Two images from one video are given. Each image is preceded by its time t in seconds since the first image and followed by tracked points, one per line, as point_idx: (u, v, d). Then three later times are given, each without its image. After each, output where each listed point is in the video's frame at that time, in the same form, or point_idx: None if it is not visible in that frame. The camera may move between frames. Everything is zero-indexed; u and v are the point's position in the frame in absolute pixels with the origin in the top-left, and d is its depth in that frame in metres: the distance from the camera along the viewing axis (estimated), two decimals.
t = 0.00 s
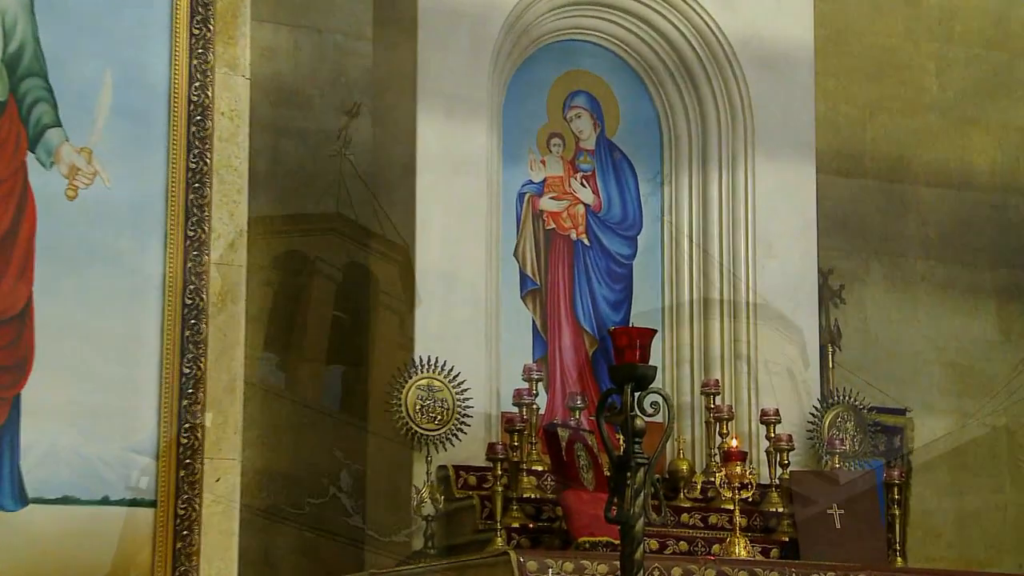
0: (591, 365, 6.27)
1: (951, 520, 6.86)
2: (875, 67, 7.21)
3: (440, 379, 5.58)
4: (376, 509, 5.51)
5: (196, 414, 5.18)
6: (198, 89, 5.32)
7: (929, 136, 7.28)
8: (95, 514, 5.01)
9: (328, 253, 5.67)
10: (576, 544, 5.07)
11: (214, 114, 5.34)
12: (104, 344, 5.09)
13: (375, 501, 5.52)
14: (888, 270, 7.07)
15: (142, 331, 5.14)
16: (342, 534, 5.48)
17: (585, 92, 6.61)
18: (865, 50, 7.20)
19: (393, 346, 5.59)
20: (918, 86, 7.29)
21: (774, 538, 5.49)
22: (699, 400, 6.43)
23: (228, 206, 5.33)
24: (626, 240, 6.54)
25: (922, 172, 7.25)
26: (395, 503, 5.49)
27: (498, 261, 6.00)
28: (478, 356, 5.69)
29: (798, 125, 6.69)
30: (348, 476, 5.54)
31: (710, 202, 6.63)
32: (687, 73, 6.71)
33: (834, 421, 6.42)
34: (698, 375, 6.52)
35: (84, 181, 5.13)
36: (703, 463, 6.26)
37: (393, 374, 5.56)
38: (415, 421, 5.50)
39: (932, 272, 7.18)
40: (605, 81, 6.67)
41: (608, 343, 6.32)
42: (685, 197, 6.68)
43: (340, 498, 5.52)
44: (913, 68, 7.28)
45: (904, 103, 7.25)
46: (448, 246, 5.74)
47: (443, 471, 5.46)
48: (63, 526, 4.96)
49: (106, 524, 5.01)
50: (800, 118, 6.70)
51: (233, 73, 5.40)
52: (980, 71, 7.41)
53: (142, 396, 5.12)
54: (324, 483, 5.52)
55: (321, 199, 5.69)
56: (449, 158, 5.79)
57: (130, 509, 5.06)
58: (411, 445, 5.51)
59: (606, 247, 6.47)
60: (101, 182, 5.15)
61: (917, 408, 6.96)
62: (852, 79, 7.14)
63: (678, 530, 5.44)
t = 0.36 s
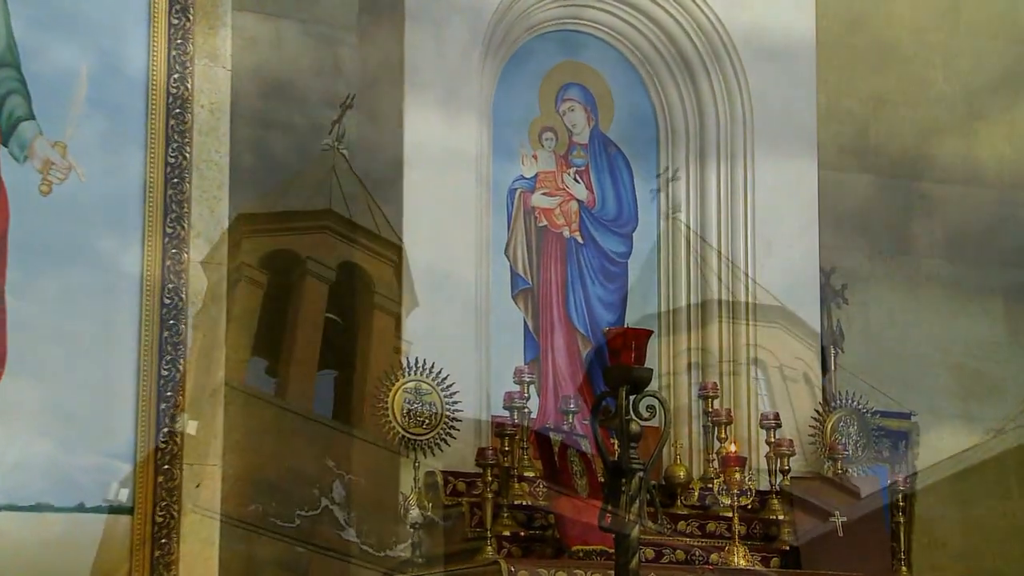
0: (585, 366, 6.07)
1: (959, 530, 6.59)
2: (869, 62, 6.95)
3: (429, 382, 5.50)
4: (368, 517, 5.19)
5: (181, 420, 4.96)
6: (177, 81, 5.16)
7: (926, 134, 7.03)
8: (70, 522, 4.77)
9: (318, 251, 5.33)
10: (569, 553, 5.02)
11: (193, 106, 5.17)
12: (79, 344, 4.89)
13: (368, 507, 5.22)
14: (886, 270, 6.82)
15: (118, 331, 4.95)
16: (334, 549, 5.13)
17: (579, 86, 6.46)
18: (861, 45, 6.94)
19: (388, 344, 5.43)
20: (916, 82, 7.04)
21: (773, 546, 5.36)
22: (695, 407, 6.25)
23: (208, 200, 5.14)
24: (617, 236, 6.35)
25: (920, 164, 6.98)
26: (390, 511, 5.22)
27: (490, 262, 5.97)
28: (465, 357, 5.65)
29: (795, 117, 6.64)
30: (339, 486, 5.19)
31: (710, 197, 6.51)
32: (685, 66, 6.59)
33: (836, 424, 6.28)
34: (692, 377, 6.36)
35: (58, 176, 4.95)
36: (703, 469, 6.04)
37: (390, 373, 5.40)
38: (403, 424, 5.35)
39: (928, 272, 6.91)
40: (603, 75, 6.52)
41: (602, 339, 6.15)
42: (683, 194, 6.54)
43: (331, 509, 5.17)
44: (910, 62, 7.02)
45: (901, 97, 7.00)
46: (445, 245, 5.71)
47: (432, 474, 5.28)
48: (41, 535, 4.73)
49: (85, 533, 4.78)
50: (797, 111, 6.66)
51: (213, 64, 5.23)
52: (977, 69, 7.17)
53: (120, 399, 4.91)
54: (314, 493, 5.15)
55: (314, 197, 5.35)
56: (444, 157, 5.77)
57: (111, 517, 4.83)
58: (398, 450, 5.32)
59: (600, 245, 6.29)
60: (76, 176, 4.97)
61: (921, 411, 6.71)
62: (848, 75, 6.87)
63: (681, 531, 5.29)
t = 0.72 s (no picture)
0: (579, 368, 5.86)
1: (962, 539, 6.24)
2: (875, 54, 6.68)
3: (418, 386, 5.31)
4: (358, 533, 5.00)
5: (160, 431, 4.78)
6: (157, 74, 4.98)
7: (936, 131, 6.73)
8: (42, 530, 4.61)
9: (307, 250, 5.14)
10: (565, 563, 5.40)
11: (173, 100, 4.99)
12: (55, 345, 4.73)
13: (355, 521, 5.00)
14: (891, 272, 6.50)
15: (95, 332, 4.77)
16: (321, 566, 4.92)
17: (573, 77, 6.28)
18: (866, 36, 6.68)
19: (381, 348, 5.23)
20: (926, 74, 6.75)
21: (775, 555, 5.82)
22: (695, 404, 6.04)
23: (189, 197, 4.96)
24: (616, 235, 6.19)
25: (928, 164, 6.69)
26: (377, 524, 5.03)
27: (480, 258, 5.74)
28: (456, 358, 5.45)
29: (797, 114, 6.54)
30: (328, 502, 4.97)
31: (708, 197, 6.38)
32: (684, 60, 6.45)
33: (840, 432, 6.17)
34: (688, 380, 6.11)
35: (34, 171, 4.81)
36: (703, 477, 5.89)
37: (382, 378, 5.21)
38: (390, 429, 5.15)
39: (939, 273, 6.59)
40: (601, 68, 6.33)
41: (603, 348, 5.96)
42: (682, 192, 6.35)
43: (319, 525, 4.95)
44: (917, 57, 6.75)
45: (910, 90, 6.71)
46: (429, 242, 5.51)
47: (420, 480, 5.17)
48: (12, 543, 4.57)
49: (57, 540, 4.61)
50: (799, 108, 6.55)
51: (195, 56, 5.04)
52: (987, 65, 6.87)
53: (96, 402, 4.73)
54: (300, 508, 4.93)
55: (302, 195, 5.15)
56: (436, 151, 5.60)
57: (86, 525, 4.64)
58: (384, 457, 5.12)
59: (596, 243, 6.14)
60: (52, 172, 4.83)
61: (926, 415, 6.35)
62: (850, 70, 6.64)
63: (659, 530, 5.66)
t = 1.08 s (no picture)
0: (575, 371, 5.73)
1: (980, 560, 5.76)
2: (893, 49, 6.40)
3: (410, 391, 5.19)
4: (344, 550, 4.80)
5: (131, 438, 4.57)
6: (136, 67, 4.79)
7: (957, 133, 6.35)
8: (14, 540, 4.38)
9: (292, 247, 4.99)
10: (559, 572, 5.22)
11: (154, 94, 4.80)
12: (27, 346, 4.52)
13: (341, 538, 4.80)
14: (909, 276, 6.20)
15: (70, 333, 4.56)
16: None
17: (568, 70, 6.16)
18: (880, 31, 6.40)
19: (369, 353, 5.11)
20: (948, 71, 6.42)
21: (776, 566, 5.62)
22: (696, 413, 5.91)
23: (171, 195, 4.78)
24: (614, 235, 6.06)
25: (958, 167, 6.33)
26: (366, 542, 4.84)
27: (474, 260, 5.63)
28: (449, 361, 5.37)
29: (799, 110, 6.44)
30: (314, 517, 4.76)
31: (709, 193, 6.32)
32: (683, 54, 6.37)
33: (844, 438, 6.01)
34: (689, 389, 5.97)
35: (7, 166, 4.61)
36: (703, 484, 5.76)
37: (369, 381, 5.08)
38: (380, 436, 5.04)
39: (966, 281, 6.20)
40: (598, 61, 6.25)
41: (602, 357, 5.84)
42: (685, 185, 6.26)
43: (303, 542, 4.73)
44: (935, 55, 6.40)
45: (933, 85, 6.39)
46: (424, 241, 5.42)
47: (410, 490, 5.02)
48: None
49: (26, 550, 4.39)
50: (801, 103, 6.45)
51: (177, 50, 4.88)
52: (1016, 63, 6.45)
53: (72, 406, 4.52)
54: (284, 524, 4.71)
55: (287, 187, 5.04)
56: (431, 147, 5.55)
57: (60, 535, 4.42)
58: (374, 466, 4.98)
59: (591, 241, 5.99)
60: (26, 167, 4.64)
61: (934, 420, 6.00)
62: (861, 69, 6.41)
63: (655, 540, 5.52)
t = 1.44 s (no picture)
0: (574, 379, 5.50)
1: None
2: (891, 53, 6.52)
3: (403, 395, 5.17)
4: (330, 568, 4.59)
5: (100, 453, 4.61)
6: (120, 57, 5.01)
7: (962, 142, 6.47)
8: None
9: (277, 242, 5.27)
10: None
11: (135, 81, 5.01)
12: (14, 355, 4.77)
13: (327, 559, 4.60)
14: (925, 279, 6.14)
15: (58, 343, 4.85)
16: None
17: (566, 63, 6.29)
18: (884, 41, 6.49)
19: (354, 348, 5.24)
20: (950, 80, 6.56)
21: None
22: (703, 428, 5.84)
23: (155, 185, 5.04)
24: (614, 231, 5.98)
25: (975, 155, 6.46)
26: (354, 562, 4.65)
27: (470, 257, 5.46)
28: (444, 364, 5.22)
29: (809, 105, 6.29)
30: (295, 534, 4.58)
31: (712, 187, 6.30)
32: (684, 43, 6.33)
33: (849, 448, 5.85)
34: (693, 397, 6.87)
35: None
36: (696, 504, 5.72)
37: (358, 377, 5.16)
38: (371, 442, 5.00)
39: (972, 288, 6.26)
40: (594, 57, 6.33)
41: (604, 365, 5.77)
42: (693, 181, 6.07)
43: (285, 560, 4.51)
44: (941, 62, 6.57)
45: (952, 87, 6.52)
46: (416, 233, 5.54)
47: (402, 504, 4.89)
48: None
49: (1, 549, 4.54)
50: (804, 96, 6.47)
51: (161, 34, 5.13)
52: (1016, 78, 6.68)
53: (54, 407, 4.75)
54: (264, 541, 4.51)
55: (273, 182, 5.45)
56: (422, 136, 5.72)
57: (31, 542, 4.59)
58: (364, 477, 4.89)
59: (589, 237, 5.88)
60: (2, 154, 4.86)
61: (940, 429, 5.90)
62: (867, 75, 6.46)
63: (648, 503, 6.27)
